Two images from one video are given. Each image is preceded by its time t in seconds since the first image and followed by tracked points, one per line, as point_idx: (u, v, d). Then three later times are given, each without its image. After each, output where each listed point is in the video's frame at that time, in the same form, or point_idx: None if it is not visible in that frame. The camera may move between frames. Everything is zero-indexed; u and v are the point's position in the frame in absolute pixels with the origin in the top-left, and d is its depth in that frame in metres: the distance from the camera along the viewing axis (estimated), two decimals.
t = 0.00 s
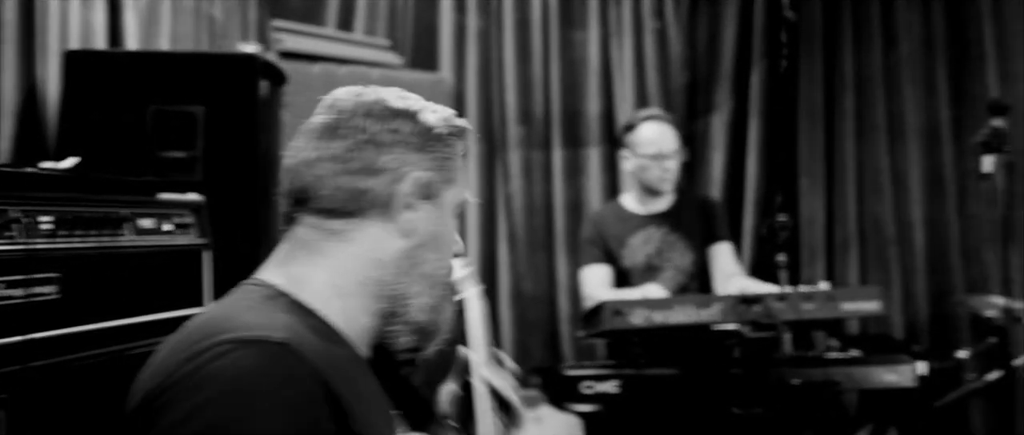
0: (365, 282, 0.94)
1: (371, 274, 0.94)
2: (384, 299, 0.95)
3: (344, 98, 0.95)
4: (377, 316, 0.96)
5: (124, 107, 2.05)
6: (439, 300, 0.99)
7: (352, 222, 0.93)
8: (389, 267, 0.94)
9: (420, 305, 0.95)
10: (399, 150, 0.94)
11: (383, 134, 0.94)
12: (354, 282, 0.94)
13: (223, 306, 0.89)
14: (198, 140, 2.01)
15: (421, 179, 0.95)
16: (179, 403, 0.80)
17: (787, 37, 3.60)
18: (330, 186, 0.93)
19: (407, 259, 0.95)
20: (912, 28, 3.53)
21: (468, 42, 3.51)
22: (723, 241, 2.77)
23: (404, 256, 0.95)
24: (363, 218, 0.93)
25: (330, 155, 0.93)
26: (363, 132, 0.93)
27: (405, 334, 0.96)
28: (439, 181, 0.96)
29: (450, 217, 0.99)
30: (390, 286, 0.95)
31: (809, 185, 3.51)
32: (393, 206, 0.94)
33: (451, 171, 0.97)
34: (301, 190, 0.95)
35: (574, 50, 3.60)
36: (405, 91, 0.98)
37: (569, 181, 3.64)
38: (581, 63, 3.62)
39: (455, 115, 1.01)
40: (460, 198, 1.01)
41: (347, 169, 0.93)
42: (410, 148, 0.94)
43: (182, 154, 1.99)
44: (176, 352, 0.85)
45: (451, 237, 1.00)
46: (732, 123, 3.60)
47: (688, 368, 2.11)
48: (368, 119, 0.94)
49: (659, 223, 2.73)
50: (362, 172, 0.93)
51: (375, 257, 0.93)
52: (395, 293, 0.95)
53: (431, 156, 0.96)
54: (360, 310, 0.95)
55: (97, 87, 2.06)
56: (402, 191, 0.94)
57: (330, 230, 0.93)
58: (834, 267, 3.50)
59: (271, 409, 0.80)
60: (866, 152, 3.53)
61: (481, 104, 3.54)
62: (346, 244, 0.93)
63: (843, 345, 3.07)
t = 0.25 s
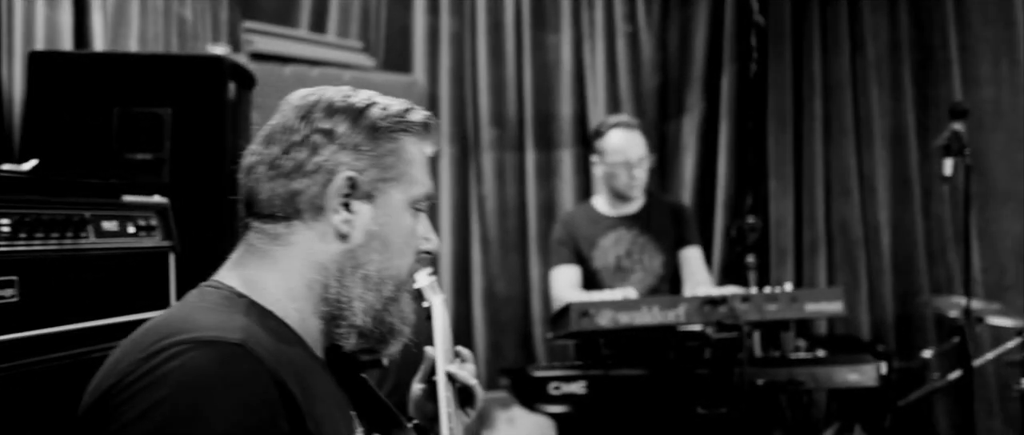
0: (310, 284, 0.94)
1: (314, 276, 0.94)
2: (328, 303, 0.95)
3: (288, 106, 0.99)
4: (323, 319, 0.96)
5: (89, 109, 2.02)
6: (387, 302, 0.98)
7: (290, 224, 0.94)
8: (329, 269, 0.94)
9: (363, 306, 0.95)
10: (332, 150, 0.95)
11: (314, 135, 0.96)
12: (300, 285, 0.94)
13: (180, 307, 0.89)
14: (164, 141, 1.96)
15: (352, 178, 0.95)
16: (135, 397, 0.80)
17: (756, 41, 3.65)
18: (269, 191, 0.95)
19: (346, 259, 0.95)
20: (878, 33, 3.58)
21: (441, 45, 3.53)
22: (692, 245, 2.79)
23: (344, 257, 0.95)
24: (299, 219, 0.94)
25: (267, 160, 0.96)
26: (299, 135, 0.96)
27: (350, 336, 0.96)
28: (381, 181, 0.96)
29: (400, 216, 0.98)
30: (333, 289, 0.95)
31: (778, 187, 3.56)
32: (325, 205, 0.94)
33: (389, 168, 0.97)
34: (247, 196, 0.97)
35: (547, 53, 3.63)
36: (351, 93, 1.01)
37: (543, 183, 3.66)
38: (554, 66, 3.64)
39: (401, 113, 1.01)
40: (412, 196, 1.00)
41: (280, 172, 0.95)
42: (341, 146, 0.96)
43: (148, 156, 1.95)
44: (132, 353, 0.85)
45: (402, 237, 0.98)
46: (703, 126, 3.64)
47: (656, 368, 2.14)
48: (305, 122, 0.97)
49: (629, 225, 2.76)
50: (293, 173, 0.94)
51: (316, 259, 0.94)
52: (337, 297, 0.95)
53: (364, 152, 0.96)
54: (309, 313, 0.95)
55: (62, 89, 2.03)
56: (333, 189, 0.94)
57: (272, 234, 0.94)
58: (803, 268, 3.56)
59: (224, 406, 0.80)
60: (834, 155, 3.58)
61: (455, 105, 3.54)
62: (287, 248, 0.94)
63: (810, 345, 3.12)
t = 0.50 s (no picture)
0: (275, 279, 0.96)
1: (279, 270, 0.95)
2: (293, 296, 0.97)
3: (248, 102, 0.99)
4: (287, 313, 0.98)
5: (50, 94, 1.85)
6: (353, 294, 0.99)
7: (254, 219, 0.95)
8: (294, 263, 0.95)
9: (328, 297, 0.97)
10: (294, 144, 0.96)
11: (275, 131, 0.96)
12: (265, 278, 0.95)
13: (141, 302, 0.90)
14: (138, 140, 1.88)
15: (317, 171, 0.96)
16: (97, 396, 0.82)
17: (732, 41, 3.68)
18: (232, 186, 0.96)
19: (312, 252, 0.96)
20: (851, 34, 3.63)
21: (418, 45, 3.53)
22: (667, 246, 2.80)
23: (308, 250, 0.96)
24: (263, 214, 0.95)
25: (229, 155, 0.96)
26: (260, 131, 0.96)
27: (317, 329, 0.97)
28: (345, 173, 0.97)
29: (364, 210, 0.99)
30: (298, 282, 0.96)
31: (754, 187, 3.59)
32: (290, 199, 0.95)
33: (352, 162, 0.98)
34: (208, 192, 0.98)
35: (524, 53, 3.64)
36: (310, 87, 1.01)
37: (520, 182, 3.67)
38: (531, 66, 3.65)
39: (361, 108, 1.01)
40: (376, 190, 1.01)
41: (242, 168, 0.96)
42: (303, 141, 0.96)
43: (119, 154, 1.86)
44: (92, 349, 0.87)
45: (367, 230, 0.99)
46: (679, 126, 3.67)
47: (628, 366, 2.18)
48: (265, 118, 0.97)
49: (605, 223, 2.78)
50: (257, 169, 0.95)
51: (281, 253, 0.95)
52: (303, 290, 0.96)
53: (327, 147, 0.97)
54: (272, 307, 0.97)
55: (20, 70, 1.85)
56: (298, 184, 0.95)
57: (235, 229, 0.95)
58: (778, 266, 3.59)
59: (183, 403, 0.82)
60: (808, 154, 3.62)
61: (433, 105, 3.55)
62: (252, 243, 0.95)
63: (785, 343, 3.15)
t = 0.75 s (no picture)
0: (238, 285, 0.97)
1: (244, 278, 0.97)
2: (255, 304, 0.97)
3: (223, 110, 1.00)
4: (248, 318, 0.98)
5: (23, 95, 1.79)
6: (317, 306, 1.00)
7: (222, 225, 0.96)
8: (260, 270, 0.96)
9: (290, 310, 0.97)
10: (267, 155, 0.97)
11: (248, 139, 0.97)
12: (227, 285, 0.96)
13: (99, 306, 0.91)
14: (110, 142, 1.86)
15: (287, 181, 0.97)
16: (55, 399, 0.83)
17: (708, 43, 3.72)
18: (202, 192, 0.96)
19: (278, 261, 0.96)
20: (825, 36, 3.67)
21: (397, 45, 3.54)
22: (643, 247, 2.84)
23: (275, 259, 0.97)
24: (232, 220, 0.96)
25: (200, 161, 0.97)
26: (233, 138, 0.97)
27: (277, 337, 0.97)
28: (315, 187, 0.98)
29: (332, 221, 0.99)
30: (263, 290, 0.97)
31: (729, 187, 3.64)
32: (259, 207, 0.96)
33: (324, 173, 0.99)
34: (178, 196, 0.99)
35: (502, 53, 3.65)
36: (285, 98, 1.02)
37: (499, 182, 3.67)
38: (509, 66, 3.67)
39: (338, 120, 1.03)
40: (346, 202, 1.02)
41: (213, 175, 0.96)
42: (276, 151, 0.97)
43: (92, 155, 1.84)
44: (46, 353, 0.87)
45: (335, 242, 1.00)
46: (657, 127, 3.69)
47: (604, 365, 2.20)
48: (238, 125, 0.98)
49: (580, 224, 2.80)
50: (228, 176, 0.96)
51: (247, 262, 0.96)
52: (267, 298, 0.97)
53: (299, 157, 0.98)
54: (234, 312, 0.98)
55: None
56: (268, 192, 0.96)
57: (204, 235, 0.96)
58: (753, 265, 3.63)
59: (141, 404, 0.83)
60: (783, 156, 3.67)
61: (411, 105, 3.55)
62: (218, 249, 0.96)
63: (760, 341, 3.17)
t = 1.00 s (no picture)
0: (193, 277, 0.97)
1: (197, 270, 0.97)
2: (213, 294, 0.98)
3: (155, 105, 1.00)
4: (209, 310, 0.99)
5: None
6: (278, 288, 1.00)
7: (168, 222, 0.96)
8: (212, 261, 0.97)
9: (249, 296, 0.97)
10: (204, 145, 0.97)
11: (184, 131, 0.97)
12: (181, 278, 0.97)
13: (60, 305, 0.91)
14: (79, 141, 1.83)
15: (227, 170, 0.97)
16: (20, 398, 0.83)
17: (685, 44, 3.75)
18: (141, 188, 0.96)
19: (229, 250, 0.97)
20: (799, 39, 3.71)
21: (375, 45, 3.53)
22: (617, 247, 2.87)
23: (226, 248, 0.97)
24: (178, 215, 0.96)
25: (138, 158, 0.97)
26: (166, 132, 0.97)
27: (240, 323, 0.98)
28: (255, 173, 0.98)
29: (281, 201, 1.00)
30: (218, 280, 0.97)
31: (704, 187, 3.68)
32: (203, 199, 0.96)
33: (264, 156, 1.00)
34: (122, 197, 0.99)
35: (480, 54, 3.66)
36: (216, 85, 1.02)
37: (476, 183, 3.68)
38: (487, 67, 3.68)
39: (272, 102, 1.02)
40: (292, 182, 1.03)
41: (152, 170, 0.96)
42: (213, 140, 0.97)
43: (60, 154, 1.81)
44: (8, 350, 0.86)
45: (286, 222, 1.01)
46: (634, 127, 3.72)
47: (577, 364, 2.22)
48: (172, 119, 0.97)
49: (555, 223, 2.82)
50: (168, 170, 0.96)
51: (200, 255, 0.97)
52: (223, 287, 0.97)
53: (237, 143, 0.98)
54: (194, 306, 0.99)
55: None
56: (210, 183, 0.96)
57: (154, 233, 0.97)
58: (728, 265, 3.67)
59: (106, 405, 0.85)
60: (757, 157, 3.71)
61: (388, 105, 3.54)
62: (169, 245, 0.96)
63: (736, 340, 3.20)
